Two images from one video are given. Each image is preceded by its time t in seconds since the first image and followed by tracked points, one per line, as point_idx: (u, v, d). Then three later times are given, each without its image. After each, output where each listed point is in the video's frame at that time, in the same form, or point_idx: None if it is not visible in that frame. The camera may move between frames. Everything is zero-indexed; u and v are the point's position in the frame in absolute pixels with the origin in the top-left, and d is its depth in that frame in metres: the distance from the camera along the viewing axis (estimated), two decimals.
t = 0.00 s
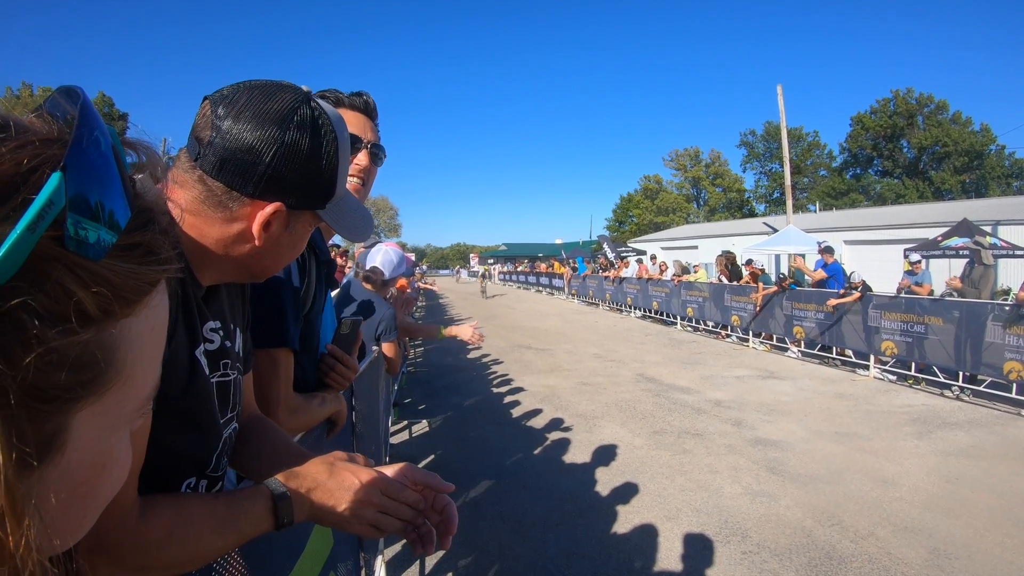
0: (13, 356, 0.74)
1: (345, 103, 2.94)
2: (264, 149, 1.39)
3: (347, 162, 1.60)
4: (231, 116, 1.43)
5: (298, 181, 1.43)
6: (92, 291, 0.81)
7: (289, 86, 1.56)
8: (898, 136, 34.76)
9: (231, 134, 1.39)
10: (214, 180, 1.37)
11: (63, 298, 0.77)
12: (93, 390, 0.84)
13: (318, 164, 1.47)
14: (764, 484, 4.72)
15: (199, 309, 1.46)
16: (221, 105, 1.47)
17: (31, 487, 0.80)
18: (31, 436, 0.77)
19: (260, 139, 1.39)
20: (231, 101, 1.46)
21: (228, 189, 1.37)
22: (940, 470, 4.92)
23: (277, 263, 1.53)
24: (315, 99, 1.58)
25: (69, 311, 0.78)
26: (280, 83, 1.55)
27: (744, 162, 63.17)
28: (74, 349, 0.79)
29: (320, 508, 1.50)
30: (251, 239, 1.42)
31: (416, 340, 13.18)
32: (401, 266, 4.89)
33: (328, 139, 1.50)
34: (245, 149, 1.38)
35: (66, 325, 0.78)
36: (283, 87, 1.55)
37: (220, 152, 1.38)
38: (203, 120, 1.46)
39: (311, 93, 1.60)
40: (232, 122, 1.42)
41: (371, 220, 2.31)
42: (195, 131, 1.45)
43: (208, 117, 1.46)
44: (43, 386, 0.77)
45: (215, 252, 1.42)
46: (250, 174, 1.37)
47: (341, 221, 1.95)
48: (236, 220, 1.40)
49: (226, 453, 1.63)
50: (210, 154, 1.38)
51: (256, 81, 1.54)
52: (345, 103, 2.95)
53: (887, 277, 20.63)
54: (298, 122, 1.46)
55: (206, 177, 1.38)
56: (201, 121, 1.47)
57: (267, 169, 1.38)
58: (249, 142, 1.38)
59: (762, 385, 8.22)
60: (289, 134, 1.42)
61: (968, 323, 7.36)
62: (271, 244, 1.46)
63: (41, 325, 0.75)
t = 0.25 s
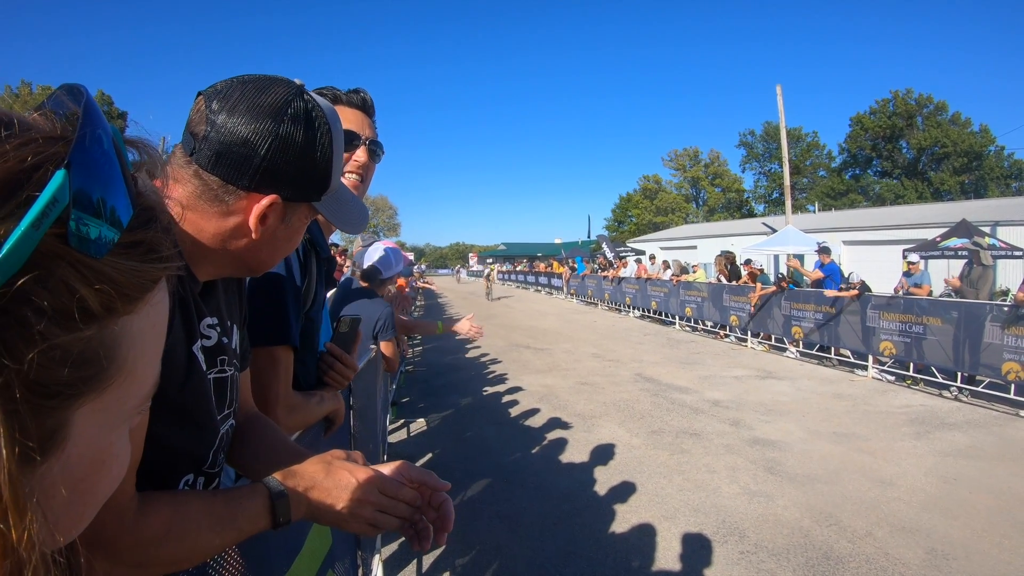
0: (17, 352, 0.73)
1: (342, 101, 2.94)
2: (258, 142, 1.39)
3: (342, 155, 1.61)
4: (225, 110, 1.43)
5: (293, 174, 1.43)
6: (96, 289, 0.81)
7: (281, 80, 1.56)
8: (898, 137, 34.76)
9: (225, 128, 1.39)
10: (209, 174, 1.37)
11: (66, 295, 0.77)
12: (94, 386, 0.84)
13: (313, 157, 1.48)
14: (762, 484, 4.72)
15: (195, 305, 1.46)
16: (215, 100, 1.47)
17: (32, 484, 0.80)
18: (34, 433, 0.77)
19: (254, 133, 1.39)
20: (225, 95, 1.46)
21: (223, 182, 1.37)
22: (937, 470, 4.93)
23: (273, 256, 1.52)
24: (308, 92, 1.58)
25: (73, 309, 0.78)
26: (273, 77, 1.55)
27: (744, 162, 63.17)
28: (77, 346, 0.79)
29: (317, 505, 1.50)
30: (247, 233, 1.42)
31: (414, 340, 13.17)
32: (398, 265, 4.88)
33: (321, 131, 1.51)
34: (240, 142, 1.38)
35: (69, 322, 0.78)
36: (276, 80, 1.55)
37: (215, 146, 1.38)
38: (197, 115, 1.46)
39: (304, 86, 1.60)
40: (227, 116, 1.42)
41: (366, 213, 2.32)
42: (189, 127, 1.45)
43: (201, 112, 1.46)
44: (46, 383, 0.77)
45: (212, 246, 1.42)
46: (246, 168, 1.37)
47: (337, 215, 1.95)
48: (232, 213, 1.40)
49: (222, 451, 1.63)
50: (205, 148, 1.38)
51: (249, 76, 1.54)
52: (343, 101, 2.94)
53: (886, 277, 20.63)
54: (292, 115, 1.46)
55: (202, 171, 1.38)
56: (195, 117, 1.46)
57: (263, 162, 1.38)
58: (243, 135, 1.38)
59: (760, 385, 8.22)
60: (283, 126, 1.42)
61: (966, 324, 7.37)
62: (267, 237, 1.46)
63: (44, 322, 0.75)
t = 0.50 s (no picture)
0: (10, 343, 0.73)
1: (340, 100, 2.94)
2: (257, 139, 1.39)
3: (340, 152, 1.61)
4: (223, 107, 1.42)
5: (292, 170, 1.43)
6: (88, 280, 0.81)
7: (279, 77, 1.56)
8: (897, 136, 34.73)
9: (224, 125, 1.39)
10: (208, 171, 1.37)
11: (60, 288, 0.77)
12: (88, 378, 0.84)
13: (311, 153, 1.48)
14: (760, 484, 4.72)
15: (195, 302, 1.46)
16: (213, 97, 1.46)
17: (26, 475, 0.80)
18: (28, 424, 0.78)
19: (253, 129, 1.39)
20: (223, 92, 1.46)
21: (222, 179, 1.37)
22: (935, 469, 4.93)
23: (272, 254, 1.52)
24: (306, 89, 1.58)
25: (66, 300, 0.78)
26: (271, 74, 1.55)
27: (743, 162, 63.15)
28: (71, 337, 0.79)
29: (315, 503, 1.50)
30: (246, 229, 1.42)
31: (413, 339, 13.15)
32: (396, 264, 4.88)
33: (320, 128, 1.51)
34: (239, 139, 1.38)
35: (63, 313, 0.78)
36: (274, 77, 1.55)
37: (214, 143, 1.37)
38: (195, 113, 1.46)
39: (302, 83, 1.60)
40: (225, 113, 1.42)
41: (364, 211, 2.32)
42: (188, 124, 1.45)
43: (200, 109, 1.46)
44: (39, 374, 0.77)
45: (210, 243, 1.42)
46: (244, 164, 1.37)
47: (337, 211, 1.95)
48: (230, 210, 1.40)
49: (221, 448, 1.63)
50: (204, 145, 1.38)
51: (247, 72, 1.54)
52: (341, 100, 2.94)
53: (885, 276, 20.64)
54: (291, 112, 1.46)
55: (200, 168, 1.38)
56: (194, 114, 1.46)
57: (261, 158, 1.38)
58: (242, 132, 1.38)
59: (759, 384, 8.22)
60: (282, 123, 1.42)
61: (965, 323, 7.37)
62: (266, 234, 1.46)
63: (39, 313, 0.75)
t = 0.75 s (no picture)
0: (7, 340, 0.74)
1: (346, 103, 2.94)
2: (259, 137, 1.39)
3: (342, 150, 1.61)
4: (225, 105, 1.42)
5: (294, 169, 1.43)
6: (86, 277, 0.81)
7: (280, 75, 1.56)
8: (896, 135, 34.75)
9: (225, 123, 1.39)
10: (209, 169, 1.37)
11: (58, 285, 0.77)
12: (85, 375, 0.84)
13: (314, 152, 1.48)
14: (760, 482, 4.73)
15: (196, 302, 1.46)
16: (215, 95, 1.46)
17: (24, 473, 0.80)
18: (26, 421, 0.77)
19: (255, 128, 1.39)
20: (225, 90, 1.46)
21: (224, 177, 1.37)
22: (934, 467, 4.93)
23: (273, 253, 1.52)
24: (308, 87, 1.58)
25: (63, 297, 0.78)
26: (272, 72, 1.55)
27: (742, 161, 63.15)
28: (68, 335, 0.79)
29: (315, 503, 1.50)
30: (247, 228, 1.42)
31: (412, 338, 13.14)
32: (394, 263, 4.88)
33: (322, 127, 1.51)
34: (241, 137, 1.38)
35: (61, 310, 0.78)
36: (276, 75, 1.55)
37: (215, 141, 1.37)
38: (197, 111, 1.46)
39: (304, 81, 1.60)
40: (227, 111, 1.42)
41: (365, 211, 2.32)
42: (189, 122, 1.45)
43: (202, 107, 1.46)
44: (36, 371, 0.77)
45: (211, 242, 1.42)
46: (246, 163, 1.37)
47: (338, 209, 1.95)
48: (232, 209, 1.40)
49: (223, 448, 1.63)
50: (205, 144, 1.38)
51: (248, 71, 1.54)
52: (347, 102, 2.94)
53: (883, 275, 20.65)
54: (293, 110, 1.46)
55: (202, 166, 1.38)
56: (195, 113, 1.46)
57: (263, 156, 1.38)
58: (244, 130, 1.38)
59: (758, 383, 8.22)
60: (283, 121, 1.42)
61: (964, 321, 7.38)
62: (268, 233, 1.46)
63: (36, 310, 0.74)
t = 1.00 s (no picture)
0: (7, 338, 0.73)
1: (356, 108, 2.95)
2: (263, 137, 1.39)
3: (346, 150, 1.61)
4: (229, 106, 1.42)
5: (298, 169, 1.43)
6: (86, 275, 0.80)
7: (285, 76, 1.56)
8: (895, 134, 34.74)
9: (230, 124, 1.39)
10: (214, 170, 1.37)
11: (58, 283, 0.77)
12: (85, 374, 0.84)
13: (318, 152, 1.48)
14: (760, 481, 4.73)
15: (200, 303, 1.46)
16: (219, 95, 1.46)
17: (25, 472, 0.79)
18: (26, 420, 0.77)
19: (259, 128, 1.39)
20: (229, 91, 1.45)
21: (228, 178, 1.37)
22: (934, 467, 4.93)
23: (277, 254, 1.52)
24: (312, 88, 1.58)
25: (64, 294, 0.78)
26: (276, 73, 1.55)
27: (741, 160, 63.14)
28: (68, 333, 0.79)
29: (317, 505, 1.50)
30: (251, 229, 1.42)
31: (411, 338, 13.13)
32: (395, 263, 4.88)
33: (327, 127, 1.51)
34: (245, 138, 1.38)
35: (61, 307, 0.77)
36: (280, 76, 1.55)
37: (220, 142, 1.37)
38: (201, 112, 1.46)
39: (308, 82, 1.60)
40: (231, 111, 1.42)
41: (370, 214, 2.33)
42: (193, 122, 1.45)
43: (205, 107, 1.46)
44: (37, 368, 0.76)
45: (216, 243, 1.42)
46: (250, 163, 1.37)
47: (341, 209, 1.95)
48: (236, 209, 1.40)
49: (225, 450, 1.64)
50: (210, 144, 1.38)
51: (253, 71, 1.54)
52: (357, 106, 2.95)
53: (883, 274, 20.65)
54: (297, 111, 1.46)
55: (206, 166, 1.38)
56: (199, 112, 1.46)
57: (267, 157, 1.38)
58: (248, 131, 1.38)
59: (757, 382, 8.22)
60: (288, 122, 1.41)
61: (964, 321, 7.38)
62: (272, 233, 1.45)
63: (37, 307, 0.74)
